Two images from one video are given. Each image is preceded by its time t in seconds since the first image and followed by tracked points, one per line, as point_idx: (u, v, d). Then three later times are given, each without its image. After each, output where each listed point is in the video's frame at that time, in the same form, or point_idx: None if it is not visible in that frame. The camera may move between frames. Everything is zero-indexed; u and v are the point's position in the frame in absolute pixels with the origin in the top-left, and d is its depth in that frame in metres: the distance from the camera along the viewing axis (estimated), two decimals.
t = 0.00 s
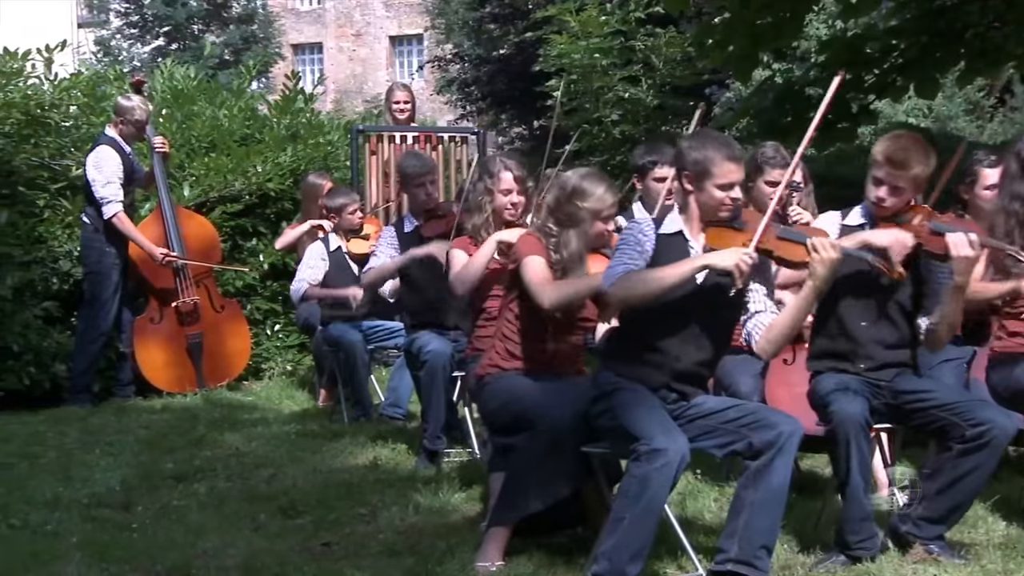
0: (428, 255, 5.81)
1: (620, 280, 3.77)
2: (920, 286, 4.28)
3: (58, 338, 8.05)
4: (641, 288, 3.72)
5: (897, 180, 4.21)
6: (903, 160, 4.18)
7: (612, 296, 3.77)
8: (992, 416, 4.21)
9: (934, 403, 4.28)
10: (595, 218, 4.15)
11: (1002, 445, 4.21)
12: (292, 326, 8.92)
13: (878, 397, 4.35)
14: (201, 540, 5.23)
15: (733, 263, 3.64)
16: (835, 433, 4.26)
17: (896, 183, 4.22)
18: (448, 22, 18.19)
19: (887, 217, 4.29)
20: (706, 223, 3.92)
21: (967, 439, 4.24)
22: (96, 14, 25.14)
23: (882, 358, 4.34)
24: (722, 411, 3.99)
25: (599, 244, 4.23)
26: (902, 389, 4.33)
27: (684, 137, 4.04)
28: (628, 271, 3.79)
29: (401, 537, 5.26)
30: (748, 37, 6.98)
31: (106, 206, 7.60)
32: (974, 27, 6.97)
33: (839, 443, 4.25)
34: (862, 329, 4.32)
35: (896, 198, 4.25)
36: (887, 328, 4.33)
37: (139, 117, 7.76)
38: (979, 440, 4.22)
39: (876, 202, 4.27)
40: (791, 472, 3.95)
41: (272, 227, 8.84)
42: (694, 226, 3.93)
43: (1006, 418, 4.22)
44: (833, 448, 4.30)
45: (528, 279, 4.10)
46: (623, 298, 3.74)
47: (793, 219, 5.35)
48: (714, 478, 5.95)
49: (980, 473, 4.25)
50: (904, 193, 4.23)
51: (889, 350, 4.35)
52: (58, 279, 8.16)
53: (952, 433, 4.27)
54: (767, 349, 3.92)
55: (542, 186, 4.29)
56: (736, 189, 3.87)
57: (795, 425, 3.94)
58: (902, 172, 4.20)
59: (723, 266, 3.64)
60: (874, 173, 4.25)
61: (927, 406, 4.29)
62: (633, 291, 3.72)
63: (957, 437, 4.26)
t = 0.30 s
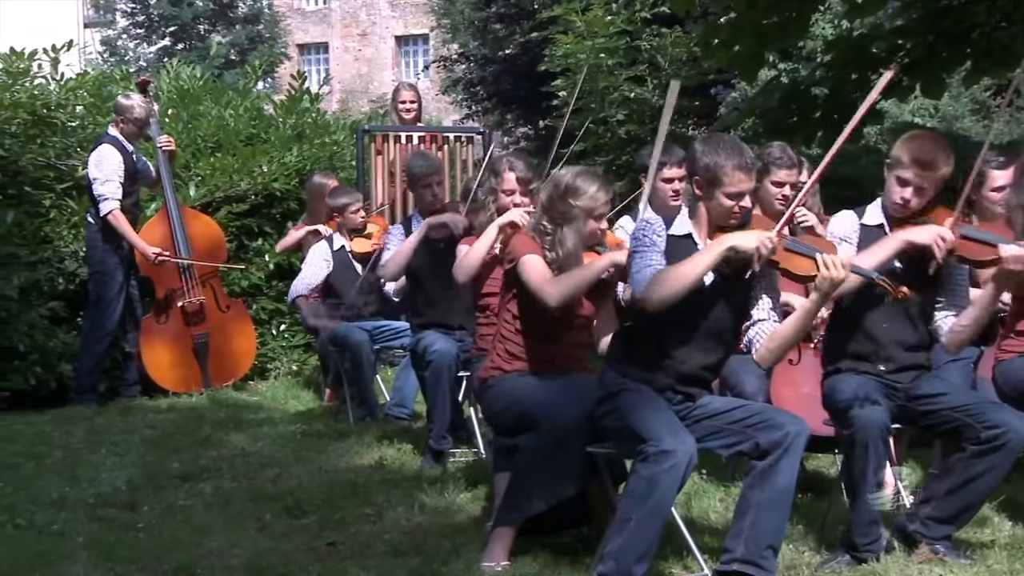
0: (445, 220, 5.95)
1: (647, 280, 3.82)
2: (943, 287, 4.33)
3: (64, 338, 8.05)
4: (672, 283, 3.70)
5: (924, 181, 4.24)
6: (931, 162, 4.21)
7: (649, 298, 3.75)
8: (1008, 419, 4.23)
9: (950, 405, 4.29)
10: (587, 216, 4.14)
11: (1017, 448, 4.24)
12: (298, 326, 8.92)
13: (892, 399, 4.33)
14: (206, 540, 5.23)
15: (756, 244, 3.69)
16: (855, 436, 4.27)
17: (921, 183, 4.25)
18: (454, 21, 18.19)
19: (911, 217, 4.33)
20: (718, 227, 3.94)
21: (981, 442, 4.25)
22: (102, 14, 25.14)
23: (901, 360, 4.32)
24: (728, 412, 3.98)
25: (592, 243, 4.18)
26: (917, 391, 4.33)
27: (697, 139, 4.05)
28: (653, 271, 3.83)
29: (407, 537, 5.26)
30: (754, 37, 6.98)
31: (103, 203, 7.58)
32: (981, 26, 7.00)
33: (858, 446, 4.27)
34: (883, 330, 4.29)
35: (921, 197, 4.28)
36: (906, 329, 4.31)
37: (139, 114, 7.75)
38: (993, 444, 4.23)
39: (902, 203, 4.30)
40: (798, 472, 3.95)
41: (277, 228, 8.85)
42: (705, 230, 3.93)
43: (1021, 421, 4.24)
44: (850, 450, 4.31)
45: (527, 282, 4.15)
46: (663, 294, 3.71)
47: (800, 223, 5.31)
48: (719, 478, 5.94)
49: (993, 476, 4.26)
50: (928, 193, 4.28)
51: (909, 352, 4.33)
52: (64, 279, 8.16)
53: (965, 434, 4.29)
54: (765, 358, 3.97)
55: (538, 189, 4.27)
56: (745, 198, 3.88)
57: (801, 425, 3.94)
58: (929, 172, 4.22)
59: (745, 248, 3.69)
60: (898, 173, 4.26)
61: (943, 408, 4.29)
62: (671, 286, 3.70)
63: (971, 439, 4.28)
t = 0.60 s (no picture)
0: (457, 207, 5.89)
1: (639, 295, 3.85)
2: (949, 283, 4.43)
3: (65, 338, 8.05)
4: (659, 298, 3.73)
5: (937, 180, 4.27)
6: (944, 160, 4.25)
7: (640, 311, 3.81)
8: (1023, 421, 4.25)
9: (964, 407, 4.30)
10: (557, 201, 4.16)
11: None
12: (299, 326, 8.92)
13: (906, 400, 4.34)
14: (208, 540, 5.23)
15: (749, 258, 3.65)
16: (882, 445, 4.19)
17: (933, 182, 4.28)
18: (456, 21, 18.20)
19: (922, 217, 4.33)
20: (719, 227, 3.93)
21: (995, 442, 4.26)
22: (104, 14, 25.15)
23: (915, 362, 4.33)
24: (729, 413, 3.99)
25: (569, 229, 4.21)
26: (930, 394, 4.33)
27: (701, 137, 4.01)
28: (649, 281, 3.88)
29: (408, 537, 5.26)
30: (755, 37, 6.98)
31: (97, 200, 7.59)
32: (982, 26, 7.00)
33: (883, 455, 4.20)
34: (893, 332, 4.29)
35: (932, 195, 4.30)
36: (914, 330, 4.30)
37: (137, 112, 7.73)
38: (1008, 444, 4.25)
39: (914, 202, 4.28)
40: (800, 472, 3.95)
41: (279, 228, 8.85)
42: (704, 230, 3.94)
43: None
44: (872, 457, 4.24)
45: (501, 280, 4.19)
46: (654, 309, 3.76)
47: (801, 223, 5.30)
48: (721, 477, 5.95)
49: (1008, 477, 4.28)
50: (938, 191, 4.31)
51: (920, 353, 4.33)
52: (66, 279, 8.16)
53: (978, 435, 4.30)
54: (760, 363, 3.98)
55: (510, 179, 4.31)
56: (747, 198, 3.86)
57: (803, 425, 3.94)
58: (943, 172, 4.26)
59: (738, 261, 3.66)
60: (910, 173, 4.28)
61: (956, 410, 4.30)
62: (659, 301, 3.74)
63: (984, 439, 4.29)
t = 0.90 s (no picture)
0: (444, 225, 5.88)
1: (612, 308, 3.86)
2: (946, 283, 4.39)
3: (63, 338, 8.05)
4: (629, 317, 3.78)
5: (932, 178, 4.27)
6: (940, 159, 4.25)
7: (612, 325, 3.85)
8: None
9: (966, 407, 4.30)
10: (526, 195, 4.31)
11: None
12: (297, 326, 8.92)
13: (908, 401, 4.35)
14: (206, 540, 5.23)
15: (722, 280, 3.61)
16: (889, 450, 4.18)
17: (929, 180, 4.28)
18: (454, 20, 18.17)
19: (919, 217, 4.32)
20: (707, 225, 3.91)
21: (998, 443, 4.26)
22: (102, 13, 25.11)
23: (916, 362, 4.33)
24: (724, 414, 4.00)
25: (540, 223, 4.35)
26: (932, 394, 4.34)
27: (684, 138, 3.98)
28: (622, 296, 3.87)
29: (406, 537, 5.27)
30: (753, 37, 6.98)
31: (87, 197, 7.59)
32: (979, 27, 6.97)
33: (889, 460, 4.20)
34: (895, 336, 4.31)
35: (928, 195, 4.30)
36: (915, 333, 4.33)
37: (129, 108, 7.77)
38: (1010, 445, 4.25)
39: (910, 201, 4.28)
40: (797, 472, 3.95)
41: (277, 228, 8.86)
42: (690, 229, 3.92)
43: None
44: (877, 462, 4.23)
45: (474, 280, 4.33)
46: (622, 326, 3.81)
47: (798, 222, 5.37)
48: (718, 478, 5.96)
49: (1009, 476, 4.29)
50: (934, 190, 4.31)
51: (920, 352, 4.35)
52: (64, 279, 8.15)
53: (980, 436, 4.30)
54: (748, 358, 3.86)
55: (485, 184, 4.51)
56: (734, 195, 3.84)
57: (799, 425, 3.94)
58: (938, 170, 4.26)
59: (711, 283, 3.62)
60: (906, 172, 4.28)
61: (958, 411, 4.30)
62: (627, 319, 3.79)
63: (986, 440, 4.29)
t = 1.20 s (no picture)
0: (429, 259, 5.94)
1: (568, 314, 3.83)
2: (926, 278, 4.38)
3: (55, 338, 8.05)
4: (586, 327, 3.78)
5: (909, 175, 4.26)
6: (915, 156, 4.25)
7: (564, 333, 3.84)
8: (1015, 423, 4.26)
9: (955, 407, 4.31)
10: (499, 193, 4.40)
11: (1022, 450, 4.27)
12: (289, 326, 8.93)
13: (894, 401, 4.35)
14: (198, 540, 5.23)
15: (672, 301, 3.62)
16: (874, 450, 4.18)
17: (906, 178, 4.27)
18: (446, 21, 18.17)
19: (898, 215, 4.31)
20: (676, 223, 3.88)
21: (986, 443, 4.28)
22: (94, 13, 25.05)
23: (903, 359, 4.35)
24: (711, 414, 4.01)
25: (517, 220, 4.44)
26: (919, 394, 4.35)
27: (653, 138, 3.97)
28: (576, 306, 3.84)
29: (399, 536, 5.27)
30: (746, 37, 6.99)
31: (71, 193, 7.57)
32: (971, 27, 6.99)
33: (875, 459, 4.19)
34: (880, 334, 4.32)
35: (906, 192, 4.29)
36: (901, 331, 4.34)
37: (117, 107, 7.76)
38: (999, 445, 4.26)
39: (887, 199, 4.26)
40: (784, 470, 3.97)
41: (269, 228, 8.87)
42: (659, 228, 3.89)
43: None
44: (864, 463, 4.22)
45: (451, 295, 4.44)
46: (573, 334, 3.81)
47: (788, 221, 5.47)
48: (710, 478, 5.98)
49: (998, 476, 4.30)
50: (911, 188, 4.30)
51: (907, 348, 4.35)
52: (56, 278, 8.15)
53: (969, 436, 4.31)
54: (713, 357, 3.82)
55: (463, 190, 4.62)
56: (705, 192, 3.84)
57: (785, 423, 3.95)
58: (914, 167, 4.26)
59: (663, 301, 3.64)
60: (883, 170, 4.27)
61: (946, 411, 4.31)
62: (581, 330, 3.79)
63: (975, 440, 4.30)
